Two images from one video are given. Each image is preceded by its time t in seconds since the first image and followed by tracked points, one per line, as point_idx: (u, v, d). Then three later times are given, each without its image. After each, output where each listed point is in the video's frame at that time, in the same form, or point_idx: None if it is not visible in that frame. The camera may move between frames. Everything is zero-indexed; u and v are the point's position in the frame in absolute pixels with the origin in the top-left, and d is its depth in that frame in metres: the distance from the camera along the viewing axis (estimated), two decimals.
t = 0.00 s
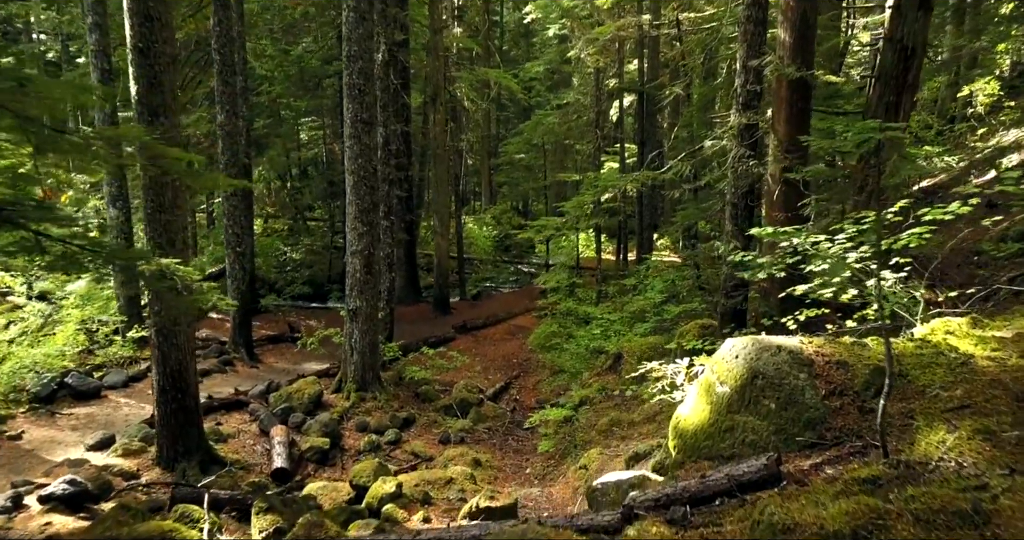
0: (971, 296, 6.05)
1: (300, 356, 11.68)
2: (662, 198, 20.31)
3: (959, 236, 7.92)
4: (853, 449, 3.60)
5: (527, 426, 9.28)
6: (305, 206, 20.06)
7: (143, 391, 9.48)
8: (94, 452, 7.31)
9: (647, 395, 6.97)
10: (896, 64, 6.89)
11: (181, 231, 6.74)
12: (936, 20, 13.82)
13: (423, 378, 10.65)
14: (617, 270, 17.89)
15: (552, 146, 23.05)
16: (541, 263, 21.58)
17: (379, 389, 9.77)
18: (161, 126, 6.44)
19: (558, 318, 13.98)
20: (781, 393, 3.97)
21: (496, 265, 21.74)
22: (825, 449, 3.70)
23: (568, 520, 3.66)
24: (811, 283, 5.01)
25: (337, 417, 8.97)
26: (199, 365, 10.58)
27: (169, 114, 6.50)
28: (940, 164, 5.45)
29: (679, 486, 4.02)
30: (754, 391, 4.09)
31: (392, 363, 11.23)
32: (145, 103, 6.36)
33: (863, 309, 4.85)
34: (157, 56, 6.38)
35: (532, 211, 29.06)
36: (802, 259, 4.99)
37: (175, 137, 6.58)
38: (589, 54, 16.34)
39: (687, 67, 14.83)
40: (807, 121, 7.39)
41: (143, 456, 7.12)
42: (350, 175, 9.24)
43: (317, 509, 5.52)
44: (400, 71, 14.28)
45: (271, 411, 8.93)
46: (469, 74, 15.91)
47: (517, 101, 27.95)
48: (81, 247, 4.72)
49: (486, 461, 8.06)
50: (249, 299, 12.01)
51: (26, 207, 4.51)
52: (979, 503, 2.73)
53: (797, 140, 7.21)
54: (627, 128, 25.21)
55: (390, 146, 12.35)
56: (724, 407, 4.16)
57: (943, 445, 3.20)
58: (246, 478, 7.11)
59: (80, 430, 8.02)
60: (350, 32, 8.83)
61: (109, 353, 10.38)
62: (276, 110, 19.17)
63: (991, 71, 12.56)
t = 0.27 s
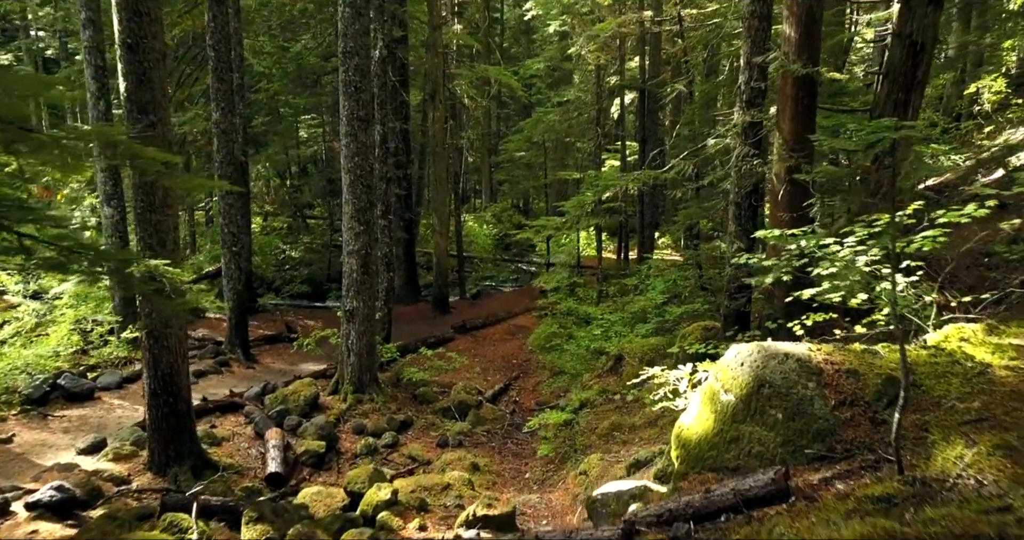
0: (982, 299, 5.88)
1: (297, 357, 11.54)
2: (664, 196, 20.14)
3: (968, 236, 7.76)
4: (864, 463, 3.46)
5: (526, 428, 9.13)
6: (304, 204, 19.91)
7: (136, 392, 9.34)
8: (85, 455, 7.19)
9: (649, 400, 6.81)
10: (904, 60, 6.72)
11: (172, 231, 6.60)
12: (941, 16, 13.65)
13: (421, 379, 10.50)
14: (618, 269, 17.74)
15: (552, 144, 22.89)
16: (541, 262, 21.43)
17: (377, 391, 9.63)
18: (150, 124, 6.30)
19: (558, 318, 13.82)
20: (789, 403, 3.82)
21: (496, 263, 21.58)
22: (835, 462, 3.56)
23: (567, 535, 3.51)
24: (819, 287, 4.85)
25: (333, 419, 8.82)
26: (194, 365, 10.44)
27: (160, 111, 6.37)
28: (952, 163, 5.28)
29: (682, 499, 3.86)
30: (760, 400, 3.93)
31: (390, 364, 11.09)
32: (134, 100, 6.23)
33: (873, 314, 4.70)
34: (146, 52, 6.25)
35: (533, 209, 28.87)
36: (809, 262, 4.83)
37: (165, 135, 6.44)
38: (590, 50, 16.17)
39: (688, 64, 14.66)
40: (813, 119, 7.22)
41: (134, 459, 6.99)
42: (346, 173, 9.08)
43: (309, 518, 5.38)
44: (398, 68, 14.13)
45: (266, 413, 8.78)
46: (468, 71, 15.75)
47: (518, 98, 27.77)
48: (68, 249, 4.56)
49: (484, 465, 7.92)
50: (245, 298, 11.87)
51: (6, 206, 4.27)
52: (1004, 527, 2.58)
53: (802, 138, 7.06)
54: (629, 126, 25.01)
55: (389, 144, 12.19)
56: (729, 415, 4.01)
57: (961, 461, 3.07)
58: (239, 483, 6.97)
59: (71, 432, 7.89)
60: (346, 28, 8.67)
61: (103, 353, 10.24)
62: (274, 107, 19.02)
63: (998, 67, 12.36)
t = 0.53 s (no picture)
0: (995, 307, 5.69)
1: (292, 360, 11.34)
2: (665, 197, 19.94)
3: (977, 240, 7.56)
4: (880, 484, 3.29)
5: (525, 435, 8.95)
6: (302, 204, 19.70)
7: (126, 397, 9.13)
8: (71, 464, 6.97)
9: (651, 408, 6.62)
10: (914, 58, 6.52)
11: (160, 234, 6.39)
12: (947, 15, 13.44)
13: (418, 384, 10.30)
14: (618, 271, 17.55)
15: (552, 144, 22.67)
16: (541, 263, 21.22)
17: (372, 396, 9.43)
18: (137, 124, 6.08)
19: (558, 320, 13.63)
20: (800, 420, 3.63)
21: (495, 264, 21.38)
22: (849, 483, 3.38)
23: None
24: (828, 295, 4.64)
25: (328, 426, 8.62)
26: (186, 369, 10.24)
27: (147, 110, 6.15)
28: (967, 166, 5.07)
29: (686, 520, 3.66)
30: (769, 415, 3.74)
31: (386, 368, 10.89)
32: (120, 98, 6.00)
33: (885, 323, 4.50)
34: (132, 49, 6.02)
35: (533, 209, 28.68)
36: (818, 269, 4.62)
37: (153, 134, 6.22)
38: (591, 49, 15.96)
39: (691, 63, 14.44)
40: (820, 118, 7.01)
41: (120, 469, 6.78)
42: (341, 174, 8.88)
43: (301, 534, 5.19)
44: (396, 66, 13.91)
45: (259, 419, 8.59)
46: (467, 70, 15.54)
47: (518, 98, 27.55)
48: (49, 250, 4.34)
49: (481, 474, 7.73)
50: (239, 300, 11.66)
51: None
52: None
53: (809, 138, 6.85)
54: (629, 126, 24.81)
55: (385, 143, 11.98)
56: (736, 431, 3.81)
57: (986, 486, 2.91)
58: (230, 493, 6.78)
59: (58, 439, 7.67)
60: (342, 25, 8.46)
61: (93, 357, 10.02)
62: (271, 106, 18.80)
63: (1004, 67, 12.17)
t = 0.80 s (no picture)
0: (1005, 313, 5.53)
1: (287, 365, 11.18)
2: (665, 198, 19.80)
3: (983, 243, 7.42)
4: (893, 504, 3.16)
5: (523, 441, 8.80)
6: (299, 205, 19.52)
7: (117, 403, 8.96)
8: (58, 474, 6.81)
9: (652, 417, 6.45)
10: (922, 58, 6.36)
11: (148, 238, 6.23)
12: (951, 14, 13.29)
13: (415, 389, 10.15)
14: (618, 272, 17.40)
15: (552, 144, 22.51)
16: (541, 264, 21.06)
17: (368, 402, 9.27)
18: (125, 124, 5.92)
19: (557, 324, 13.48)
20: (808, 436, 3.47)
21: (494, 266, 21.22)
22: (861, 503, 3.23)
23: None
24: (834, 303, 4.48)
25: (322, 432, 8.47)
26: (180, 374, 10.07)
27: (135, 110, 5.99)
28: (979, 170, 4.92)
29: (688, 538, 3.50)
30: (775, 430, 3.58)
31: (382, 372, 10.73)
32: (107, 99, 5.84)
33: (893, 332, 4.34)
34: (120, 48, 5.85)
35: (533, 210, 28.52)
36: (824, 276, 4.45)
37: (141, 135, 6.06)
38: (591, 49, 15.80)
39: (692, 63, 14.27)
40: (824, 118, 6.85)
41: (108, 479, 6.62)
42: (336, 175, 8.71)
43: None
44: (394, 66, 13.75)
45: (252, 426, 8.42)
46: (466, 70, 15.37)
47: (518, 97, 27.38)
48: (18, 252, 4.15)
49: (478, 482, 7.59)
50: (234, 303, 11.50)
51: None
52: None
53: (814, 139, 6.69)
54: (629, 126, 24.65)
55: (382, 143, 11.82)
56: (741, 446, 3.64)
57: (1006, 509, 2.82)
58: (221, 502, 6.62)
59: (46, 447, 7.50)
60: (337, 23, 8.29)
61: (85, 361, 9.86)
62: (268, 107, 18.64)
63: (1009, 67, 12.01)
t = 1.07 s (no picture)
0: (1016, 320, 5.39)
1: (282, 368, 11.03)
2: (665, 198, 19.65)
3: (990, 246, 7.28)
4: (907, 525, 3.08)
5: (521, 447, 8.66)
6: (297, 205, 19.34)
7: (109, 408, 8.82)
8: (46, 482, 6.67)
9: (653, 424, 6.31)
10: (929, 57, 6.21)
11: (137, 241, 6.08)
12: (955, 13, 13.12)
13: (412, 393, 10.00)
14: (618, 274, 17.25)
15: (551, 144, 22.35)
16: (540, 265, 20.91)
17: (364, 406, 9.13)
18: (112, 125, 5.78)
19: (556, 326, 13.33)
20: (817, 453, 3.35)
21: (494, 267, 21.06)
22: (873, 524, 3.13)
23: None
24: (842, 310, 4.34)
25: (317, 438, 8.33)
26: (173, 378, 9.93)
27: (122, 110, 5.85)
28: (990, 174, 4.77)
29: None
30: (783, 445, 3.44)
31: (379, 376, 10.58)
32: (94, 98, 5.70)
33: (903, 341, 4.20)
34: (107, 47, 5.71)
35: (533, 210, 28.34)
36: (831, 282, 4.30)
37: (129, 136, 5.93)
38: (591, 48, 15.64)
39: (693, 62, 14.10)
40: (829, 119, 6.71)
41: (97, 487, 6.48)
42: (331, 177, 8.56)
43: None
44: (391, 65, 13.59)
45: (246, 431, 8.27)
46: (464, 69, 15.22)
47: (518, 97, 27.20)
48: None
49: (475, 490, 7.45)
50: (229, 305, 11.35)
51: None
52: None
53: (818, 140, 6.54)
54: (630, 126, 24.48)
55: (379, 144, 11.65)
56: (746, 460, 3.50)
57: None
58: (212, 511, 6.47)
59: (35, 454, 7.36)
60: (332, 22, 8.13)
61: (77, 365, 9.71)
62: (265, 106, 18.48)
63: (1014, 67, 11.84)
